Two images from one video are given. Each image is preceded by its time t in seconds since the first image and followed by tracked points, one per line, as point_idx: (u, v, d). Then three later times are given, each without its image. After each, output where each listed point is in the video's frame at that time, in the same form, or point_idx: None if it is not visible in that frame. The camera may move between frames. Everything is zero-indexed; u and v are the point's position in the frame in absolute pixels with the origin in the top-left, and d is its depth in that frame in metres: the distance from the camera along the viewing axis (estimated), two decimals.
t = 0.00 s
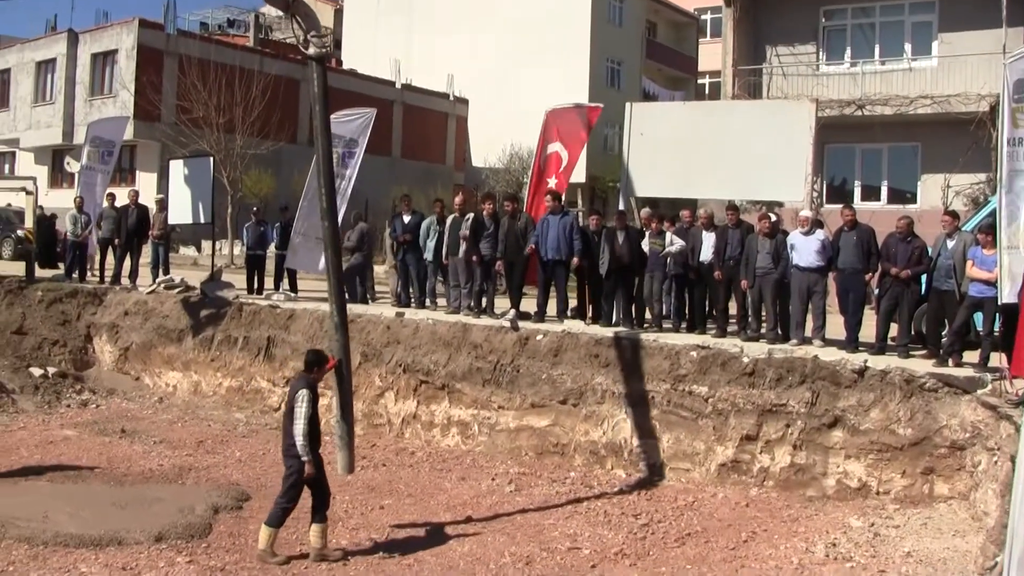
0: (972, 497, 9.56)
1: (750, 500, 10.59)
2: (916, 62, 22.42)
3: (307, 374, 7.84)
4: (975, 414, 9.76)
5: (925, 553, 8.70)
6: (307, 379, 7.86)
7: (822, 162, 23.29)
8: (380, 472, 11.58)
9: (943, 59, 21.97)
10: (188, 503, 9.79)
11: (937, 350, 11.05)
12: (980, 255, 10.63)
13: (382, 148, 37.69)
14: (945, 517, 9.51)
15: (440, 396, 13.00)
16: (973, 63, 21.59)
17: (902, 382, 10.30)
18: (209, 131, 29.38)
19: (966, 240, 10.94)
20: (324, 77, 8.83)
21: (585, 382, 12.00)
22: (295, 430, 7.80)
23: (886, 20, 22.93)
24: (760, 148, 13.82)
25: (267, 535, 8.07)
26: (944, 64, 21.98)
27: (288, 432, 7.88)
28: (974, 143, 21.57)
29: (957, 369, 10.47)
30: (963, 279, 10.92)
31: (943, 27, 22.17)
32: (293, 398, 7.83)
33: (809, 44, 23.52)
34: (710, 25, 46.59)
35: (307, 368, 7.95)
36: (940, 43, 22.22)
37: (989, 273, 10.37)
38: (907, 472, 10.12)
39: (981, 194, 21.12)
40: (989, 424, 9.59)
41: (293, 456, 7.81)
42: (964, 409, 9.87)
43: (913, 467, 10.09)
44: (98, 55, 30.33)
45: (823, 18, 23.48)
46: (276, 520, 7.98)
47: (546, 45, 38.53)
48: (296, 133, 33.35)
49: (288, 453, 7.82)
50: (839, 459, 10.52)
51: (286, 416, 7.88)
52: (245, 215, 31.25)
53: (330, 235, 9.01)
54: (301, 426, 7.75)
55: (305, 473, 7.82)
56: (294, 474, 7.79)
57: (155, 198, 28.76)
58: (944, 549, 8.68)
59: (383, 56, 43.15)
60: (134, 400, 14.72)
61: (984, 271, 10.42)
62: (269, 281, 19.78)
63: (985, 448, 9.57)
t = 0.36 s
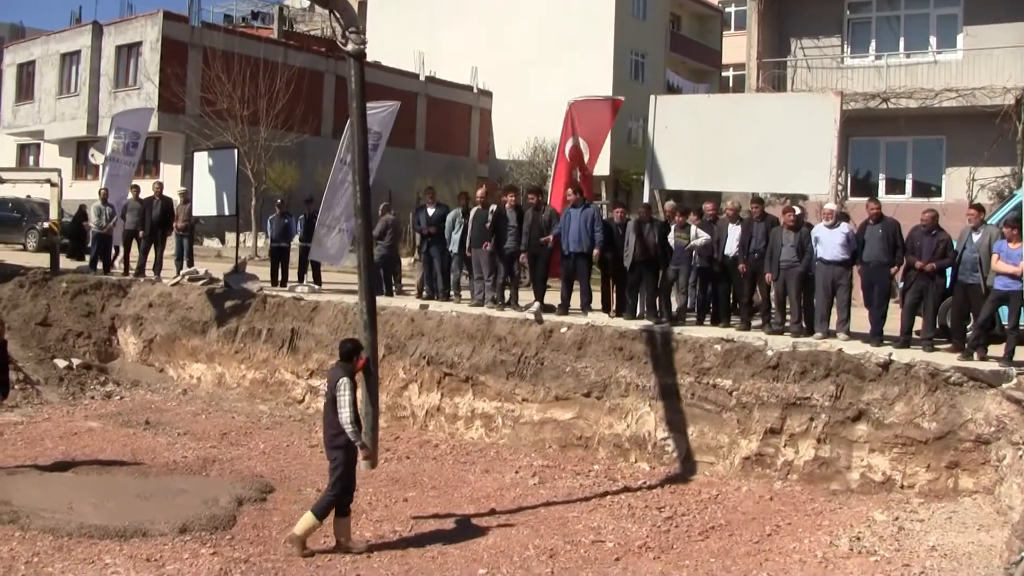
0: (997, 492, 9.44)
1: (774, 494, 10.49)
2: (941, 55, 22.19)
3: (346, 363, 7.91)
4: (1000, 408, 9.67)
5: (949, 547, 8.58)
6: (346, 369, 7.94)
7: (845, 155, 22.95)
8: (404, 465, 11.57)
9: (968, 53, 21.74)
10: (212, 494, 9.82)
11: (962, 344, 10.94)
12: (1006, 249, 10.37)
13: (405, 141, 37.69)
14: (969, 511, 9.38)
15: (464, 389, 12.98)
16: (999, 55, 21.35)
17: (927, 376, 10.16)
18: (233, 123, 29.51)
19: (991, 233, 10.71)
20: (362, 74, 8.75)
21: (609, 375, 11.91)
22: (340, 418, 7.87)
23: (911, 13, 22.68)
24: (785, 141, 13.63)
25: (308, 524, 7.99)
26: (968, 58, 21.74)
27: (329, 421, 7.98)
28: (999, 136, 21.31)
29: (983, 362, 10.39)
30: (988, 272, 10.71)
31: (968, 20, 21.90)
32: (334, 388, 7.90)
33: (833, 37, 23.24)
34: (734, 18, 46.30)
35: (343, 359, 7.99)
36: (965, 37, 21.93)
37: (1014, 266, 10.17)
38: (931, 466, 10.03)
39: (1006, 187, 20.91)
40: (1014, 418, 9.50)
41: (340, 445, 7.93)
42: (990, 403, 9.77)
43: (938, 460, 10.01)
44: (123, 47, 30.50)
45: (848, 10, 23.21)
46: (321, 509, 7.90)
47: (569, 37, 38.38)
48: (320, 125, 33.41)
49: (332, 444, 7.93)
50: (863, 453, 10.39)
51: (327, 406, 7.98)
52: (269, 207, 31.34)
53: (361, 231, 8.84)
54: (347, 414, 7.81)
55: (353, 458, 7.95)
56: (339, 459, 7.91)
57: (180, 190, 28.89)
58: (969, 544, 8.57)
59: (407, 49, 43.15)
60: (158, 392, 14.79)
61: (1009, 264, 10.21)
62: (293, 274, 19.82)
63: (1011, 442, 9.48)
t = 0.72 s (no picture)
0: (1012, 493, 9.32)
1: (788, 493, 10.41)
2: (959, 54, 21.98)
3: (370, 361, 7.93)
4: (1015, 408, 9.61)
5: (964, 549, 8.49)
6: (371, 366, 7.97)
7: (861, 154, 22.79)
8: (417, 461, 11.55)
9: (986, 52, 21.55)
10: (227, 489, 9.84)
11: (978, 343, 10.88)
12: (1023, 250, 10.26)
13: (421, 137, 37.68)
14: (984, 512, 9.27)
15: (478, 386, 12.95)
16: (1018, 55, 21.21)
17: (943, 376, 10.10)
18: (250, 119, 29.55)
19: (1009, 233, 10.57)
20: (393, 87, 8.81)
21: (624, 373, 11.86)
22: (364, 415, 7.86)
23: (929, 12, 22.51)
24: (798, 140, 13.47)
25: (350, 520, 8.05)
26: (986, 57, 21.56)
27: (349, 419, 7.96)
28: (1017, 135, 21.14)
29: (999, 363, 10.28)
30: (1006, 273, 10.54)
31: (986, 20, 21.73)
32: (358, 386, 7.90)
33: (851, 36, 23.10)
34: (751, 16, 46.06)
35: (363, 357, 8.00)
36: (983, 36, 21.75)
37: None
38: (946, 466, 9.94)
39: None
40: None
41: (366, 442, 7.91)
42: (1005, 404, 9.70)
43: (953, 461, 9.91)
44: (139, 43, 30.63)
45: (866, 9, 23.04)
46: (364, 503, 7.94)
47: (585, 34, 38.28)
48: (336, 121, 33.43)
49: (359, 442, 7.90)
50: (878, 453, 10.30)
51: (348, 405, 7.96)
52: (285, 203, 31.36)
53: (387, 245, 9.04)
54: (373, 409, 7.82)
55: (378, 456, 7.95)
56: (368, 457, 7.92)
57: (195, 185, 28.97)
58: (984, 545, 8.47)
59: (423, 46, 43.15)
60: (173, 387, 14.82)
61: None
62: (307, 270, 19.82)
63: None
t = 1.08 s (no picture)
0: None
1: (806, 492, 10.36)
2: (977, 50, 21.82)
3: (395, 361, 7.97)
4: None
5: (985, 548, 8.41)
6: (397, 365, 7.98)
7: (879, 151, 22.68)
8: (435, 460, 11.56)
9: (1005, 48, 21.42)
10: (245, 488, 9.88)
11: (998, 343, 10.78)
12: None
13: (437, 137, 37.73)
14: (1005, 512, 9.19)
15: (495, 385, 12.94)
16: None
17: (962, 374, 10.03)
18: (266, 119, 29.68)
19: None
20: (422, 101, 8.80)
21: (641, 371, 11.83)
22: (393, 412, 7.83)
23: (948, 8, 22.34)
24: (818, 139, 13.55)
25: (397, 522, 8.09)
26: (1006, 53, 21.43)
27: (375, 418, 7.90)
28: None
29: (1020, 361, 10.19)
30: None
31: (1005, 16, 21.63)
32: (387, 384, 7.88)
33: (867, 33, 22.90)
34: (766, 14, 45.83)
35: (386, 357, 8.02)
36: (1002, 32, 21.65)
37: None
38: (966, 465, 9.86)
39: None
40: None
41: (393, 440, 7.87)
42: None
43: (973, 460, 9.83)
44: (156, 43, 30.79)
45: (882, 5, 22.83)
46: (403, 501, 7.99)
47: (600, 32, 38.23)
48: (352, 121, 33.50)
49: (387, 439, 7.86)
50: (897, 452, 10.24)
51: (375, 403, 7.90)
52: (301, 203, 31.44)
53: (416, 257, 8.82)
54: (401, 408, 7.80)
55: (405, 455, 7.93)
56: (396, 456, 7.88)
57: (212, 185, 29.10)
58: (1005, 545, 8.40)
59: (438, 45, 43.21)
60: (191, 386, 14.90)
61: None
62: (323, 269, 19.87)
63: None
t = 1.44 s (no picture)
0: None
1: (826, 490, 10.27)
2: (999, 48, 21.59)
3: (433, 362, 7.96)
4: None
5: (1007, 547, 8.30)
6: (434, 365, 7.98)
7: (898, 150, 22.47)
8: (454, 458, 11.54)
9: None
10: (265, 485, 9.90)
11: (1019, 342, 10.59)
12: None
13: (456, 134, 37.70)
14: None
15: (515, 382, 12.90)
16: None
17: (983, 373, 9.94)
18: (285, 117, 29.76)
19: None
20: (460, 91, 8.79)
21: (661, 369, 11.78)
22: (432, 414, 7.84)
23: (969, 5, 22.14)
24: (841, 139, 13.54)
25: (442, 522, 8.12)
26: None
27: (413, 418, 7.88)
28: None
29: None
30: None
31: None
32: (426, 384, 7.86)
33: (888, 30, 22.76)
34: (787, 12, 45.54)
35: (420, 356, 8.00)
36: None
37: None
38: (987, 464, 9.76)
39: None
40: None
41: (431, 440, 7.87)
42: None
43: (994, 458, 9.72)
44: (176, 41, 30.96)
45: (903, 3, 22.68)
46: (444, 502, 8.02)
47: (619, 29, 38.13)
48: (371, 119, 33.55)
49: (425, 440, 7.84)
50: (917, 450, 10.15)
51: (413, 403, 7.88)
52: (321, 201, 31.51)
53: (457, 247, 8.81)
54: (442, 409, 7.83)
55: (442, 455, 7.92)
56: (433, 455, 7.87)
57: (232, 182, 29.21)
58: None
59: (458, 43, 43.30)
60: (211, 383, 14.95)
61: None
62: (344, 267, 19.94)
63: None
